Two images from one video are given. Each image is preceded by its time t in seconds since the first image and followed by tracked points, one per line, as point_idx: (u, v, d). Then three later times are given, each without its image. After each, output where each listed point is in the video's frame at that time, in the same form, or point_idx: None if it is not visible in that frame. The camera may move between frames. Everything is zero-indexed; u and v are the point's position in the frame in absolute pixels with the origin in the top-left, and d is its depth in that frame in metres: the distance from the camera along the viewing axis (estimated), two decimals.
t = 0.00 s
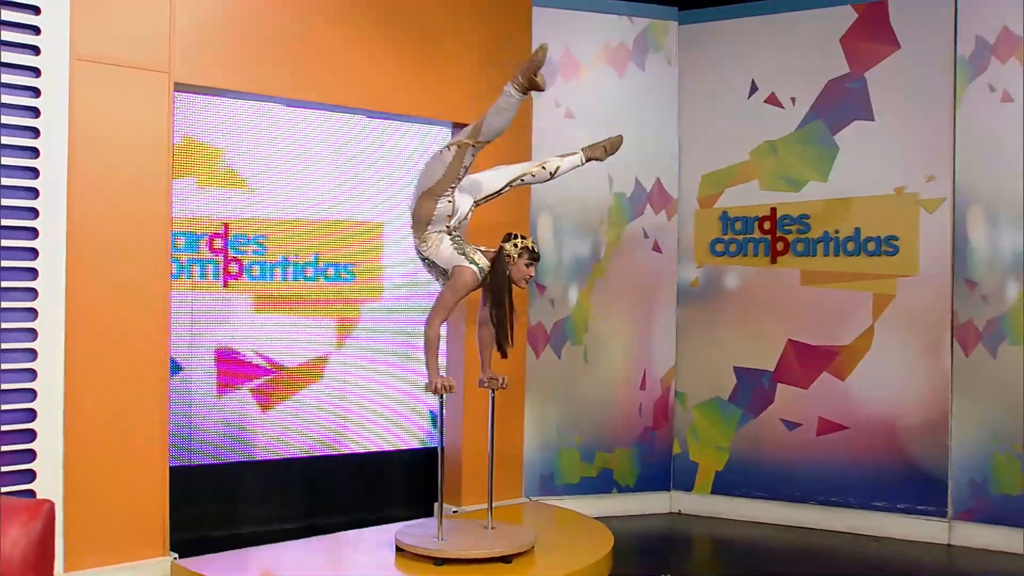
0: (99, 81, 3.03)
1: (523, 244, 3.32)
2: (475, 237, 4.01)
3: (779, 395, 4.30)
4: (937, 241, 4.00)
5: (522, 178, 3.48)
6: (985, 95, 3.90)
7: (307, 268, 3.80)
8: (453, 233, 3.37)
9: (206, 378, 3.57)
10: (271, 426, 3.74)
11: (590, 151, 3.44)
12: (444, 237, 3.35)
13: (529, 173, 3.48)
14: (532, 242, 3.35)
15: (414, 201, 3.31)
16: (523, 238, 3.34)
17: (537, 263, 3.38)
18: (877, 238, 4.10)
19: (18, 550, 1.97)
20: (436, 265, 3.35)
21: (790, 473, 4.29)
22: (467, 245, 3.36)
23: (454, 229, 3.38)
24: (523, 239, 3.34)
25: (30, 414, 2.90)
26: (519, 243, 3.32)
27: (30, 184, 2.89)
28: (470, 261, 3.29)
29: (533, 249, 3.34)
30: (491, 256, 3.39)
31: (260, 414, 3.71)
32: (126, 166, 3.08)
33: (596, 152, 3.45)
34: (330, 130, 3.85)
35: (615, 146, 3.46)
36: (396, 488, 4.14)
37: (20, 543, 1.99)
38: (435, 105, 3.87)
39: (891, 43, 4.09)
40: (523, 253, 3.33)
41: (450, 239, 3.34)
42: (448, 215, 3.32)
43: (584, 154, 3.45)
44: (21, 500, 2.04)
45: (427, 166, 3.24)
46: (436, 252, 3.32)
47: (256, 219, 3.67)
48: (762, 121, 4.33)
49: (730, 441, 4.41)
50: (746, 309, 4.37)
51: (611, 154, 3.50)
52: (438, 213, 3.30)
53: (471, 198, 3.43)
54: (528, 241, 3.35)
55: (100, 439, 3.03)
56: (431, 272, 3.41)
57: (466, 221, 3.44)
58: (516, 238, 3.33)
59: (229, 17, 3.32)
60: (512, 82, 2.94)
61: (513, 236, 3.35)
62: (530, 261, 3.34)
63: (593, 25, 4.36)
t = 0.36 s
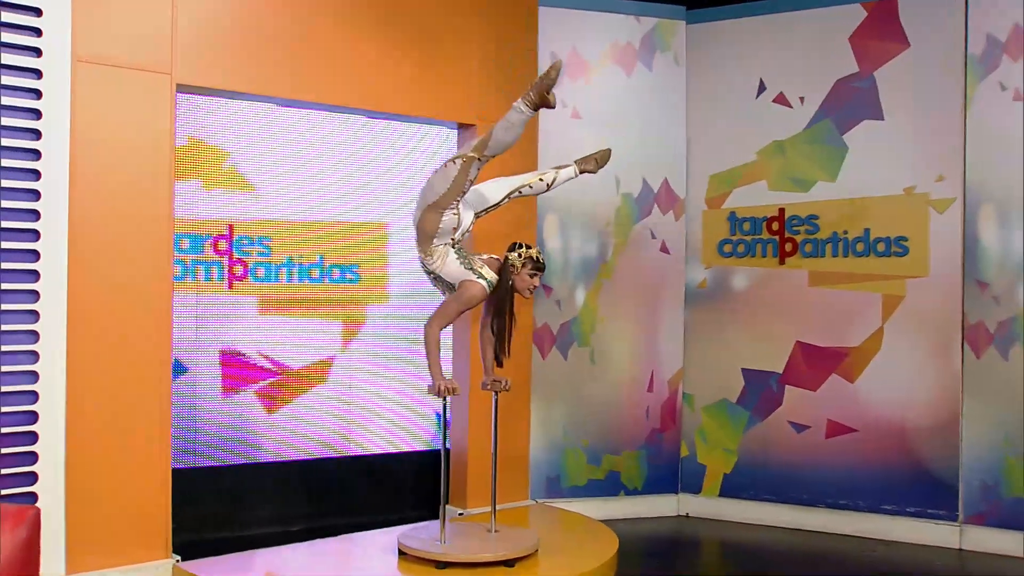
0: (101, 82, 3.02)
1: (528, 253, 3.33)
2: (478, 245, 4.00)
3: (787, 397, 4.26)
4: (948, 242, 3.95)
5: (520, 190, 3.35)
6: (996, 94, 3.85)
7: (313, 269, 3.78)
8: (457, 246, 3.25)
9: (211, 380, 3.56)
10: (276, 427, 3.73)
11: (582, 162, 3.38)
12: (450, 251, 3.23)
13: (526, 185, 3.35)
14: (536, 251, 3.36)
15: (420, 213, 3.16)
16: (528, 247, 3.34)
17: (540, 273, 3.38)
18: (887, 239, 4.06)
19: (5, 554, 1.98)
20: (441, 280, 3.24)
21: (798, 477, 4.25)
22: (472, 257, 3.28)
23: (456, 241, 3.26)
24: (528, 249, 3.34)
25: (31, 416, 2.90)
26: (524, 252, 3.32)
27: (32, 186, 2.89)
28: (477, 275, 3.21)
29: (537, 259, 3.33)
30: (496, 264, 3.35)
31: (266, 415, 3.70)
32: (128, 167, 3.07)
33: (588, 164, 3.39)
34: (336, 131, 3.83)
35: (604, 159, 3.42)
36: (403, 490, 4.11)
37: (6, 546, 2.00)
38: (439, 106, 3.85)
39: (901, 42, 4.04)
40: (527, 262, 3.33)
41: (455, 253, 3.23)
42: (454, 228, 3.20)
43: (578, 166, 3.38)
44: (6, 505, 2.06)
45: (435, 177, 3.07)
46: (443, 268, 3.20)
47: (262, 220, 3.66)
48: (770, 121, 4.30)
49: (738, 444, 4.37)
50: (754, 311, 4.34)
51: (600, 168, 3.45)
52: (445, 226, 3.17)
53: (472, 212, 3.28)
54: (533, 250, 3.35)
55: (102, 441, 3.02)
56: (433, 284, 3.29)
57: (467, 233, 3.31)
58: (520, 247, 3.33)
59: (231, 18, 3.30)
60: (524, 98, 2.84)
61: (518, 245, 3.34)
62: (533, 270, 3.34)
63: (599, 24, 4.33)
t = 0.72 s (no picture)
0: (103, 83, 3.01)
1: (535, 264, 3.26)
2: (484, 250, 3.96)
3: (796, 399, 4.22)
4: (959, 242, 3.90)
5: (511, 194, 3.28)
6: (1008, 92, 3.80)
7: (318, 271, 3.76)
8: (460, 260, 3.23)
9: (215, 381, 3.54)
10: (281, 429, 3.71)
11: (564, 155, 3.37)
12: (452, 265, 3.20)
13: (514, 188, 3.28)
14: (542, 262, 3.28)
15: (419, 231, 3.15)
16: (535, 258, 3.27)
17: (547, 285, 3.29)
18: (897, 239, 4.01)
19: None
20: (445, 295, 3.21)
21: (808, 479, 4.21)
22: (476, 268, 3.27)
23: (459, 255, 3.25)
24: (535, 259, 3.27)
25: (32, 418, 2.88)
26: (530, 263, 3.25)
27: (33, 188, 2.88)
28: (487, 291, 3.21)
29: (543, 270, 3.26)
30: (501, 275, 3.31)
31: (270, 417, 3.68)
32: (130, 169, 3.06)
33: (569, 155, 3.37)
34: (341, 131, 3.82)
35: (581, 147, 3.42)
36: (409, 492, 4.09)
37: None
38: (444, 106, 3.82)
39: (911, 40, 4.00)
40: (533, 273, 3.26)
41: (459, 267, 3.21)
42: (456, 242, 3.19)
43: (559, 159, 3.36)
44: None
45: (427, 194, 3.11)
46: (446, 285, 3.18)
47: (266, 221, 3.65)
48: (778, 120, 4.26)
49: (747, 446, 4.33)
50: (763, 312, 4.30)
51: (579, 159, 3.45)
52: (447, 240, 3.15)
53: (472, 220, 3.22)
54: (540, 261, 3.27)
55: (103, 443, 3.01)
56: (439, 301, 3.27)
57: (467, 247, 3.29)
58: (528, 258, 3.27)
59: (234, 17, 3.29)
60: (508, 102, 2.97)
61: (526, 256, 3.28)
62: (539, 282, 3.26)
63: (606, 24, 4.29)
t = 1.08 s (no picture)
0: (102, 84, 2.99)
1: (546, 296, 3.21)
2: (489, 248, 3.96)
3: (804, 401, 4.17)
4: (969, 242, 3.85)
5: (490, 200, 3.22)
6: (1019, 90, 3.75)
7: (322, 271, 3.75)
8: (467, 284, 3.15)
9: (219, 382, 3.52)
10: (285, 430, 3.68)
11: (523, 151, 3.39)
12: (457, 289, 3.11)
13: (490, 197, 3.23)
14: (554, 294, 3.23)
15: (420, 261, 3.05)
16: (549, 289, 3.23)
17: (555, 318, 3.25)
18: (905, 239, 3.96)
19: None
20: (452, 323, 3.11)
21: (816, 482, 4.16)
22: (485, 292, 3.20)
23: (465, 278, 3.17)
24: (547, 290, 3.23)
25: (32, 419, 2.85)
26: (542, 294, 3.21)
27: (32, 189, 2.85)
28: (494, 318, 3.13)
29: (553, 303, 3.21)
30: (511, 301, 3.23)
31: (274, 417, 3.65)
32: (130, 169, 3.04)
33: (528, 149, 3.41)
34: (345, 131, 3.79)
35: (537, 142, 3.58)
36: (413, 493, 4.07)
37: None
38: (447, 106, 3.80)
39: (920, 37, 3.95)
40: (543, 305, 3.22)
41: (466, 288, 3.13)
42: (456, 265, 3.12)
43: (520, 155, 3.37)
44: None
45: (418, 225, 3.05)
46: (450, 313, 3.09)
47: (269, 221, 3.63)
48: (786, 119, 4.22)
49: (754, 448, 4.29)
50: (770, 312, 4.26)
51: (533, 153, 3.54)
52: (449, 262, 3.10)
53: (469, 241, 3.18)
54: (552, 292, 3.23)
55: (103, 444, 2.99)
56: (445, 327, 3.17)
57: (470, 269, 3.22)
58: (540, 289, 3.23)
59: (235, 17, 3.26)
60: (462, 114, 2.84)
61: (538, 286, 3.25)
62: (548, 314, 3.22)
63: (611, 22, 4.26)
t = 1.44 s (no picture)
0: (103, 84, 2.97)
1: (548, 337, 2.96)
2: (493, 248, 3.88)
3: (813, 402, 4.13)
4: (980, 240, 3.80)
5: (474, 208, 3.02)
6: None
7: (327, 271, 3.72)
8: (472, 299, 3.03)
9: (225, 381, 3.50)
10: (291, 431, 3.66)
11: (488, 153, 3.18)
12: (463, 305, 3.00)
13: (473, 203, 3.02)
14: (559, 336, 2.97)
15: (424, 289, 2.93)
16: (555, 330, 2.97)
17: (557, 359, 3.01)
18: (916, 238, 3.91)
19: None
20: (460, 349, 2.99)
21: (826, 483, 4.11)
22: (493, 311, 3.03)
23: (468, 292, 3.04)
24: (553, 329, 2.97)
25: (31, 419, 2.84)
26: (546, 334, 2.96)
27: (31, 189, 2.83)
28: (492, 343, 2.97)
29: (554, 345, 2.96)
30: (518, 325, 3.04)
31: (280, 417, 3.63)
32: (131, 168, 3.03)
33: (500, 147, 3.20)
34: (350, 130, 3.77)
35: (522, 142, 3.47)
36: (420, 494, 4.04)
37: None
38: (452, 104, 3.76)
39: (930, 33, 3.89)
40: (544, 346, 2.98)
41: (469, 305, 3.01)
42: (458, 285, 2.99)
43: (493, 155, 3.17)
44: None
45: (411, 256, 2.89)
46: (457, 329, 2.97)
47: (274, 221, 3.60)
48: (795, 116, 4.17)
49: (763, 449, 4.24)
50: (779, 311, 4.21)
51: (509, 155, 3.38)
52: (449, 285, 2.97)
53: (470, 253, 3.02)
54: (558, 334, 2.97)
55: (103, 443, 2.97)
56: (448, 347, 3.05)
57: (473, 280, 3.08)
58: (546, 328, 2.97)
59: (237, 15, 3.24)
60: (420, 154, 2.68)
61: (547, 321, 2.99)
62: (548, 356, 2.99)
63: (618, 20, 4.22)
